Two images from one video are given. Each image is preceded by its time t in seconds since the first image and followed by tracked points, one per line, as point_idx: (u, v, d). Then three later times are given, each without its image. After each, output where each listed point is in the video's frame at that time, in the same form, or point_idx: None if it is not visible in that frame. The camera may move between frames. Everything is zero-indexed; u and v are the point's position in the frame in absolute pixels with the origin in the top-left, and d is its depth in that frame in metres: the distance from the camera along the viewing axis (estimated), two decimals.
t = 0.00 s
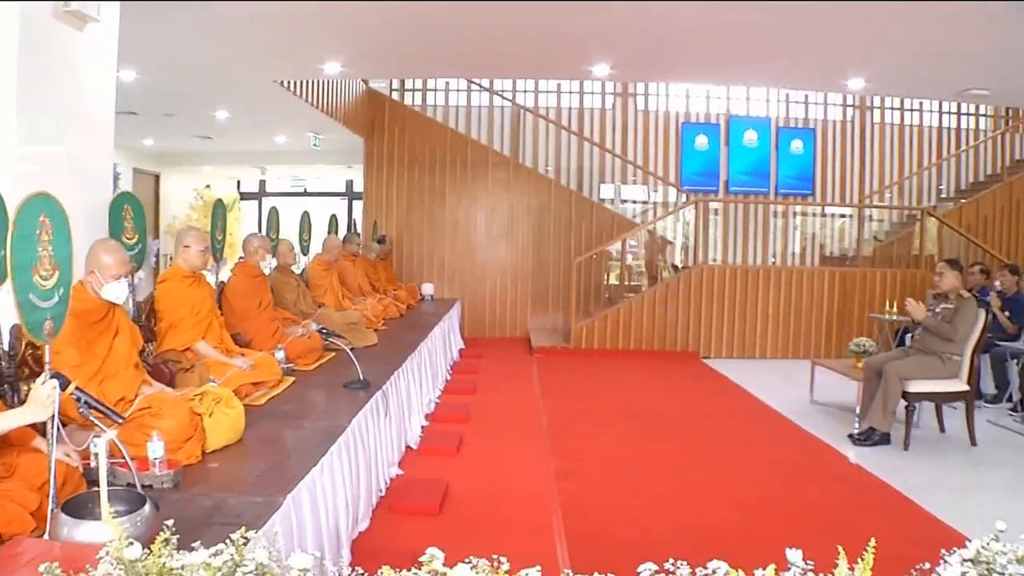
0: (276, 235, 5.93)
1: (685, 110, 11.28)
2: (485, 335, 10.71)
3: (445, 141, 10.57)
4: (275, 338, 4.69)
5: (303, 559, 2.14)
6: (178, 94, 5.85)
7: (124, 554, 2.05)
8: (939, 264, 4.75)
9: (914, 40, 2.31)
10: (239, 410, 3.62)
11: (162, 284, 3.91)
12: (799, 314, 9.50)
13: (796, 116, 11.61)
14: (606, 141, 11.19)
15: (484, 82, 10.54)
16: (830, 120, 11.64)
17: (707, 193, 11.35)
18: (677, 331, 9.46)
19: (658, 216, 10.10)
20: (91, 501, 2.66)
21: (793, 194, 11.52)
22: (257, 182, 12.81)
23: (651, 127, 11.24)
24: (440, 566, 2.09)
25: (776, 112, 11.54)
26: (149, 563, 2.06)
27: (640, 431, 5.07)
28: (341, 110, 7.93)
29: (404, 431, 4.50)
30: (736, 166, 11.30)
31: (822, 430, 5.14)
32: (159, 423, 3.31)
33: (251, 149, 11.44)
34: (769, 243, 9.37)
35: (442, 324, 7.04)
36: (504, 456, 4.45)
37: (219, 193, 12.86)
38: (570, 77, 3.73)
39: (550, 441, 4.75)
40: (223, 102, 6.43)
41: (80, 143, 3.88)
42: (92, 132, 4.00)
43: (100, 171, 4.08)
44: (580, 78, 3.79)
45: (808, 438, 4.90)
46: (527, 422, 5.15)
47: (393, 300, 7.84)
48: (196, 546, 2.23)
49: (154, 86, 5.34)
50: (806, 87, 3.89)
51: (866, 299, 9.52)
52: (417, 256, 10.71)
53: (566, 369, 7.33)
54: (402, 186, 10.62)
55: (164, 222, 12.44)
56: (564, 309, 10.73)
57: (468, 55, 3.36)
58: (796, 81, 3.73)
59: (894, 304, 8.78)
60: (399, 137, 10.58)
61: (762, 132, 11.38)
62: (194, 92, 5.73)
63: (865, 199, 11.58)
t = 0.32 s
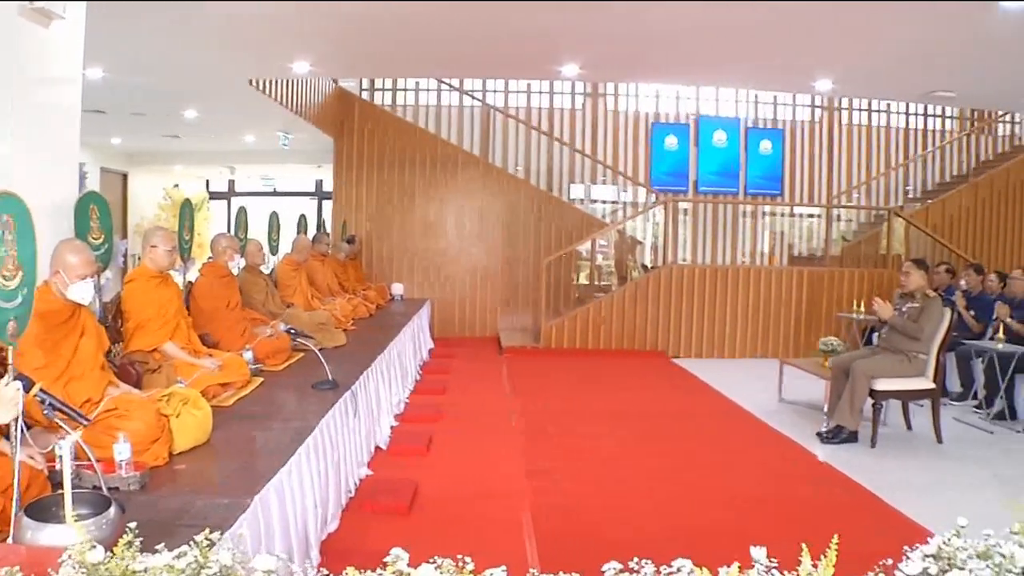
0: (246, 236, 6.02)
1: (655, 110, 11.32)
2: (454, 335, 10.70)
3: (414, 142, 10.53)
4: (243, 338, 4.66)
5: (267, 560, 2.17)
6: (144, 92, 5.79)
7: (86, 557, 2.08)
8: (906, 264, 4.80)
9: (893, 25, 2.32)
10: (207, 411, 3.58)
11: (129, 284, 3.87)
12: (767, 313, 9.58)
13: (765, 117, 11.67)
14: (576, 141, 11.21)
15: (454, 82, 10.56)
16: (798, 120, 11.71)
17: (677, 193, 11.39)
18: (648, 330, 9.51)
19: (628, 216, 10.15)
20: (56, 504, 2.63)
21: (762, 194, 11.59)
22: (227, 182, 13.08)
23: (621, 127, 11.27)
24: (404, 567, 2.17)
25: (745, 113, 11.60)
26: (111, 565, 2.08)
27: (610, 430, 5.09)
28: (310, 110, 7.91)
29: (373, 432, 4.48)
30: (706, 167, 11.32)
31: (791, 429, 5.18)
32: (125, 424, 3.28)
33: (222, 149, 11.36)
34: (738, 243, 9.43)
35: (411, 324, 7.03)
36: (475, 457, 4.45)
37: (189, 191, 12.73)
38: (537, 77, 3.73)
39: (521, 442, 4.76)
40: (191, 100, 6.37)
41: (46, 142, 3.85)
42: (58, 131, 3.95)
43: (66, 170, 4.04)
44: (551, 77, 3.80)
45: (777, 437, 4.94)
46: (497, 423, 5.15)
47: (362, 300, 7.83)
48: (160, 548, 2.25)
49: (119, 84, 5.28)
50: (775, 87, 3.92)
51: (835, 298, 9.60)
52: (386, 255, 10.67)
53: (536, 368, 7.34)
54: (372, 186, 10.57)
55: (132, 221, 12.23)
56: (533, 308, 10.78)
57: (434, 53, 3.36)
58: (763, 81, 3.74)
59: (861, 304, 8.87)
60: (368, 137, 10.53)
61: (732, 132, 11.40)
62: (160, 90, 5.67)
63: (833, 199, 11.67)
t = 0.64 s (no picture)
0: (213, 236, 6.02)
1: (624, 111, 11.44)
2: (425, 336, 10.49)
3: (384, 141, 10.40)
4: (210, 339, 4.66)
5: (230, 562, 2.20)
6: (107, 90, 5.72)
7: (47, 560, 2.14)
8: (872, 263, 4.86)
9: (866, 25, 2.35)
10: (174, 413, 3.53)
11: (95, 284, 3.85)
12: (734, 313, 9.64)
13: (734, 117, 11.73)
14: (546, 141, 11.27)
15: (423, 81, 10.79)
16: (766, 121, 11.77)
17: (646, 193, 11.46)
18: (617, 329, 9.55)
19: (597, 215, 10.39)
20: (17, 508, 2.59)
21: (731, 195, 11.63)
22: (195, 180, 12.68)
23: (590, 127, 11.34)
24: (368, 568, 2.21)
25: (713, 113, 11.68)
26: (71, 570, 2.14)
27: (578, 429, 5.13)
28: (279, 109, 7.90)
29: (342, 432, 4.48)
30: (674, 168, 11.40)
31: (758, 428, 5.22)
32: (91, 426, 3.25)
33: (192, 148, 11.26)
34: (707, 242, 9.48)
35: (380, 324, 7.03)
36: (444, 457, 4.46)
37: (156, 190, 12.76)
38: (504, 78, 3.73)
39: (490, 441, 4.78)
40: (158, 99, 6.32)
41: (8, 141, 3.81)
42: (21, 129, 3.91)
43: (29, 169, 4.00)
44: (520, 78, 3.80)
45: (744, 435, 4.98)
46: (466, 423, 5.17)
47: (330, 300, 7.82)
48: (123, 551, 2.30)
49: (83, 82, 5.22)
50: (741, 88, 3.94)
51: (802, 298, 9.70)
52: (356, 256, 10.48)
53: (504, 368, 7.36)
54: (341, 185, 10.41)
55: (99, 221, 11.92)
56: (502, 307, 10.71)
57: (398, 54, 3.38)
58: (730, 82, 3.77)
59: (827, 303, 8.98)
60: (337, 137, 10.37)
61: (700, 133, 11.48)
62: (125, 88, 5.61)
63: (801, 199, 11.78)
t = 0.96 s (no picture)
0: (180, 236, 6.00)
1: (594, 111, 11.47)
2: (394, 336, 10.52)
3: (353, 140, 10.40)
4: (178, 340, 4.65)
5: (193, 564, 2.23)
6: (72, 88, 5.66)
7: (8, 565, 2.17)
8: (839, 263, 4.92)
9: (843, 24, 2.38)
10: (141, 414, 3.50)
11: (61, 285, 3.82)
12: (703, 312, 9.71)
13: (704, 117, 11.79)
14: (515, 141, 11.28)
15: (393, 81, 10.59)
16: (736, 121, 11.88)
17: (616, 193, 11.50)
18: (588, 328, 9.57)
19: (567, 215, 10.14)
20: None
21: (701, 195, 11.74)
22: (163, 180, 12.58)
23: (560, 127, 11.37)
24: (331, 569, 2.23)
25: (683, 114, 11.73)
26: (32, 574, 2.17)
27: (547, 429, 5.15)
28: (248, 108, 7.86)
29: (311, 433, 4.48)
30: (644, 167, 11.46)
31: (727, 426, 5.26)
32: (56, 428, 3.24)
33: (162, 147, 11.13)
34: (676, 242, 9.52)
35: (350, 325, 7.02)
36: (413, 457, 4.47)
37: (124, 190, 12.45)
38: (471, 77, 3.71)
39: (460, 442, 4.79)
40: (125, 97, 6.26)
41: None
42: None
43: None
44: (490, 78, 3.80)
45: (712, 434, 5.03)
46: (435, 423, 5.19)
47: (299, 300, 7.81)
48: (85, 554, 2.34)
49: (48, 80, 5.15)
50: (708, 89, 3.95)
51: (771, 298, 9.78)
52: (325, 256, 10.48)
53: (474, 368, 7.37)
54: (311, 185, 10.40)
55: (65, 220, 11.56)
56: (473, 307, 10.62)
57: (371, 52, 3.38)
58: (701, 83, 3.80)
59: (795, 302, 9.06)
60: (307, 136, 10.35)
61: (670, 133, 11.58)
62: (90, 86, 5.55)
63: (770, 199, 11.86)
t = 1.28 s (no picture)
0: (148, 236, 5.99)
1: (564, 111, 11.51)
2: (364, 336, 10.48)
3: (324, 140, 10.35)
4: (147, 340, 4.64)
5: (157, 566, 2.23)
6: (38, 86, 5.59)
7: None
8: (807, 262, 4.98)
9: (809, 27, 2.41)
10: (108, 415, 3.48)
11: (26, 285, 3.80)
12: (672, 312, 9.77)
13: (674, 118, 11.85)
14: (486, 141, 11.29)
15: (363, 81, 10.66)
16: (706, 121, 11.94)
17: (586, 193, 11.54)
18: (558, 327, 9.58)
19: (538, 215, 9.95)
20: None
21: (671, 195, 11.79)
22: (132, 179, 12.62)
23: (530, 127, 11.41)
24: (296, 570, 2.22)
25: (654, 114, 11.80)
26: None
27: (516, 428, 5.18)
28: (218, 107, 7.82)
29: (280, 434, 4.48)
30: (614, 168, 11.52)
31: (695, 425, 5.31)
32: (22, 431, 3.16)
33: (131, 146, 11.02)
34: (647, 242, 9.57)
35: (320, 325, 7.02)
36: (382, 458, 4.48)
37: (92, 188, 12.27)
38: (443, 75, 3.71)
39: (431, 442, 4.81)
40: (93, 95, 6.19)
41: None
42: None
43: None
44: (461, 77, 3.81)
45: (680, 433, 5.07)
46: (405, 423, 5.20)
47: (269, 301, 7.79)
48: (48, 559, 2.33)
49: (13, 78, 5.09)
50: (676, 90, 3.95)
51: (740, 298, 9.86)
52: (295, 256, 10.42)
53: (444, 368, 7.38)
54: (280, 184, 10.35)
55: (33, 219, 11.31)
56: (443, 307, 10.60)
57: (339, 51, 3.37)
58: (670, 82, 3.82)
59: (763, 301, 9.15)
60: (276, 135, 10.31)
61: (640, 133, 11.65)
62: (56, 84, 5.49)
63: (740, 199, 11.94)
